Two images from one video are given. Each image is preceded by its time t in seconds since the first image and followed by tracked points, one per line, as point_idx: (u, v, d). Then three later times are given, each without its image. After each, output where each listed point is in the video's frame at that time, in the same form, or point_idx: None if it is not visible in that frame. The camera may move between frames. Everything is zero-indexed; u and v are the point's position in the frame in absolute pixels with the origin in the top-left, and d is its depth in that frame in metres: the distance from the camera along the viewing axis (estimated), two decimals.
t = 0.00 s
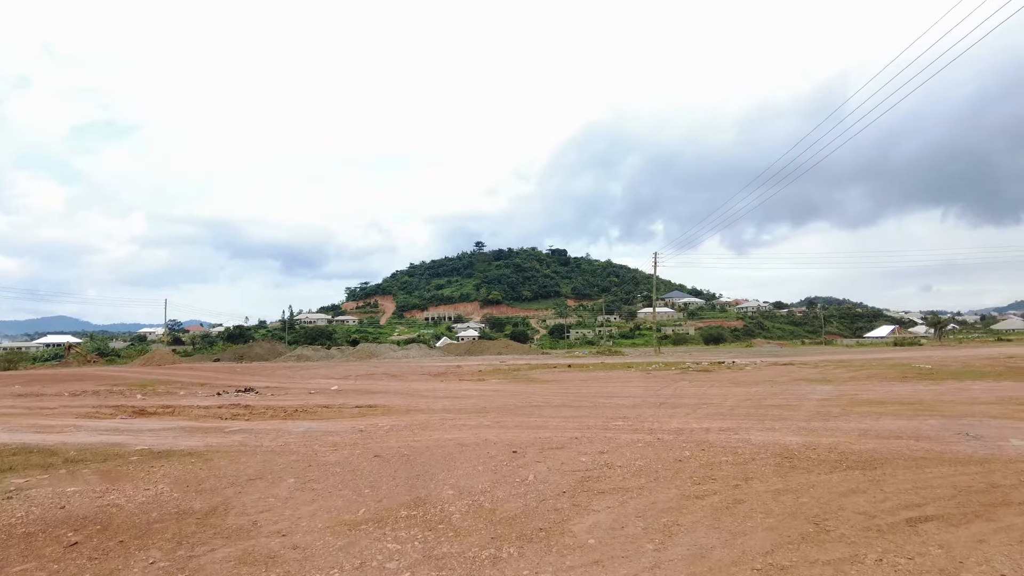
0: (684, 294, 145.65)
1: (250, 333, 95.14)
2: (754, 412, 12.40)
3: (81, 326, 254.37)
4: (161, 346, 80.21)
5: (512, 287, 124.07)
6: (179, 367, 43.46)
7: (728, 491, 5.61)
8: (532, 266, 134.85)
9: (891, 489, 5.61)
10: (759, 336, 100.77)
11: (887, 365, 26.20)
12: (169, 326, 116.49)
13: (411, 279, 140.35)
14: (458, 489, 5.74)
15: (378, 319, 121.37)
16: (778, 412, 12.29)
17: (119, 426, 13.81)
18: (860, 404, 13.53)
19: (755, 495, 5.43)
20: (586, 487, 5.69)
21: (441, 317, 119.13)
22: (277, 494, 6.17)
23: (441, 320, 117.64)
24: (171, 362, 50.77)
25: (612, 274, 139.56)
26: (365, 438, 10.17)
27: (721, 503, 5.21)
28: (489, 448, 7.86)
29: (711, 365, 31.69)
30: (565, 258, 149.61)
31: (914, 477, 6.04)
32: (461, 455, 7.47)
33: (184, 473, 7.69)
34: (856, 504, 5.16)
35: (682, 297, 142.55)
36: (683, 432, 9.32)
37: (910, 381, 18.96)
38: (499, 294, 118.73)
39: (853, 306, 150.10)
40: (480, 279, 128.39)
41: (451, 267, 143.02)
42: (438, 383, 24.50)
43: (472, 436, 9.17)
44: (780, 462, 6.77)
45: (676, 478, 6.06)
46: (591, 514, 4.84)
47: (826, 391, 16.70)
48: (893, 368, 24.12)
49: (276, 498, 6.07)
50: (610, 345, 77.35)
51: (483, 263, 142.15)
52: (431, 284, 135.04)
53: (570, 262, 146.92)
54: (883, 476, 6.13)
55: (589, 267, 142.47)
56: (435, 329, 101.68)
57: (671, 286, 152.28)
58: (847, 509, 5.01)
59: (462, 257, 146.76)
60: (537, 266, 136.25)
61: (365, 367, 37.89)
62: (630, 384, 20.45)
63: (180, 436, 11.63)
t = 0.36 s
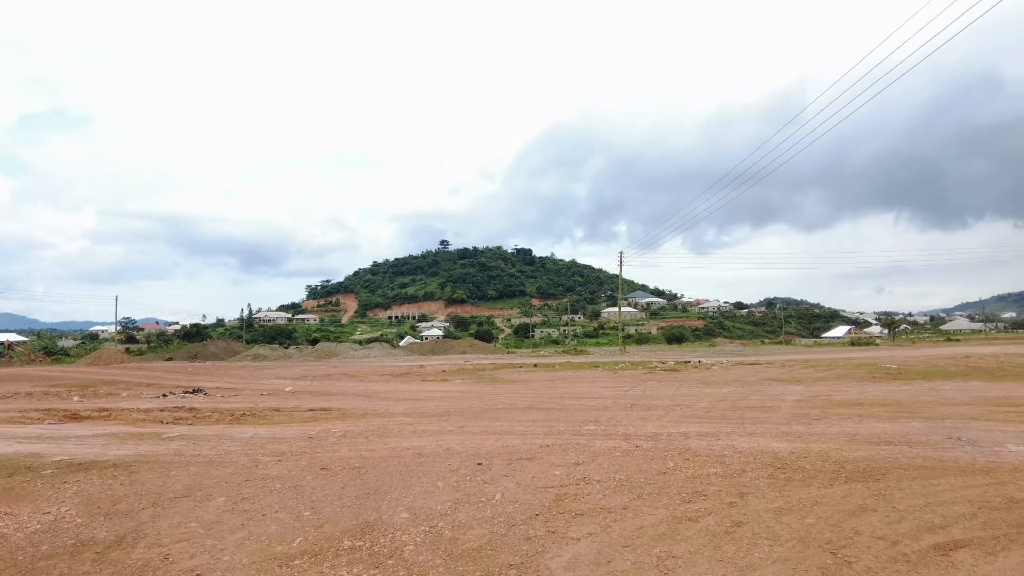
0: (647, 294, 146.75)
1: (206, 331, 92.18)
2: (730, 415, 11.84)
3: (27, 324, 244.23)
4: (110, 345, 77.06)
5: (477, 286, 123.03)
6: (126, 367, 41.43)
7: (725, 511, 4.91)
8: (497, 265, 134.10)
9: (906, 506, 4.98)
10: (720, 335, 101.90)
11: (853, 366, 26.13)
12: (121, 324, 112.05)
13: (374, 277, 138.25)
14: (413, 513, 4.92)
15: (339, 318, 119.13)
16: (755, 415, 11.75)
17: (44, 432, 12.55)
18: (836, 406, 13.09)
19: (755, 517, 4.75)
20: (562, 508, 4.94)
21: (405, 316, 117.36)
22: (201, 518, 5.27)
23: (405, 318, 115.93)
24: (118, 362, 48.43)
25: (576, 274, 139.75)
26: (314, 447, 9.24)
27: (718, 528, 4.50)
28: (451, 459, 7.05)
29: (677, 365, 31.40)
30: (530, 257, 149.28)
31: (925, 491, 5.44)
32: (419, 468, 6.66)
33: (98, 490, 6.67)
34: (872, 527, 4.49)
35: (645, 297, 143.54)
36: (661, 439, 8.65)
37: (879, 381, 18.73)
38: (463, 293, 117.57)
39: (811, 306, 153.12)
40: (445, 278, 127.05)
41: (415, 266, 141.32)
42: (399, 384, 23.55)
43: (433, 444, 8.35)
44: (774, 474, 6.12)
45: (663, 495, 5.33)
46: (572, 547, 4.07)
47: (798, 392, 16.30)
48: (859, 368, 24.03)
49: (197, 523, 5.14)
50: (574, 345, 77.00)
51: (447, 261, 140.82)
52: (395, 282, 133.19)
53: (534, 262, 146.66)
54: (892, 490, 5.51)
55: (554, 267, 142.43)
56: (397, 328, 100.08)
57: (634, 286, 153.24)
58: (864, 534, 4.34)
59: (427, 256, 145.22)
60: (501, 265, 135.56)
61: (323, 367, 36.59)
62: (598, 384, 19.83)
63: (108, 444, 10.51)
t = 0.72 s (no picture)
0: (616, 293, 147.32)
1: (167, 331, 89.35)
2: (723, 417, 11.23)
3: None
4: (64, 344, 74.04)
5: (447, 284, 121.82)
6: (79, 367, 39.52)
7: (758, 538, 4.20)
8: (467, 264, 133.07)
9: (962, 528, 4.33)
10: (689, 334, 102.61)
11: (830, 364, 25.96)
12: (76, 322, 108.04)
13: (342, 275, 136.03)
14: (390, 547, 4.09)
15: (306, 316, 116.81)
16: (748, 417, 11.16)
17: None
18: (828, 407, 12.59)
19: (797, 546, 4.04)
20: (569, 539, 4.16)
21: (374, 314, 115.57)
22: (131, 552, 4.37)
23: (374, 317, 114.16)
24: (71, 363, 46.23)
25: (547, 273, 139.54)
26: (276, 458, 8.32)
27: (758, 562, 3.77)
28: (429, 475, 6.24)
29: (652, 364, 30.97)
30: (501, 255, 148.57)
31: (972, 508, 4.81)
32: (395, 486, 5.83)
33: (15, 513, 5.68)
34: (936, 558, 3.82)
35: (615, 296, 144.01)
36: (658, 446, 7.95)
37: (862, 380, 18.45)
38: (433, 291, 116.29)
39: (777, 305, 155.43)
40: (415, 276, 125.54)
41: (384, 264, 139.43)
42: (369, 384, 22.60)
43: (408, 454, 7.51)
44: (797, 488, 5.45)
45: (682, 518, 4.60)
46: None
47: (784, 391, 15.82)
48: (837, 367, 23.85)
49: (127, 559, 4.24)
50: (545, 344, 76.53)
51: (417, 259, 139.26)
52: (363, 280, 131.22)
53: (505, 260, 146.00)
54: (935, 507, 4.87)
55: (525, 266, 142.03)
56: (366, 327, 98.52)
57: (604, 285, 153.68)
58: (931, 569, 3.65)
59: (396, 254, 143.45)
60: (472, 264, 134.58)
61: (289, 367, 35.33)
62: (576, 384, 19.15)
63: (43, 454, 9.42)
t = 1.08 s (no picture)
0: (585, 294, 147.60)
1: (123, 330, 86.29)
2: (706, 424, 10.64)
3: None
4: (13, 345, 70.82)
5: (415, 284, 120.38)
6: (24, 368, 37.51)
7: None
8: (435, 264, 131.82)
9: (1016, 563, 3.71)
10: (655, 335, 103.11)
11: (801, 365, 25.85)
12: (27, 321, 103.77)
13: (307, 274, 133.43)
14: None
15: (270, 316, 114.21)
16: (732, 424, 10.58)
17: None
18: (811, 411, 12.15)
19: None
20: None
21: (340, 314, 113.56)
22: None
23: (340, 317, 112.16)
24: (17, 365, 43.95)
25: (516, 273, 139.03)
26: (218, 474, 7.41)
27: None
28: (391, 498, 5.45)
29: (622, 365, 30.51)
30: (469, 255, 147.62)
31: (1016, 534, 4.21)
32: (350, 512, 5.02)
33: None
34: None
35: (583, 297, 144.29)
36: (645, 458, 7.27)
37: (838, 382, 18.15)
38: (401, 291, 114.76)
39: (742, 306, 157.58)
40: (382, 275, 123.79)
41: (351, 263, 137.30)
42: (331, 388, 21.58)
43: (368, 471, 6.69)
44: (811, 511, 4.81)
45: (688, 554, 3.89)
46: None
47: (762, 394, 15.37)
48: (809, 368, 23.65)
49: None
50: (513, 344, 75.90)
51: (384, 259, 137.35)
52: (329, 280, 128.87)
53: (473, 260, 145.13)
54: (974, 534, 4.26)
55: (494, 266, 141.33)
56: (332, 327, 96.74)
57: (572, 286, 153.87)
58: None
59: (363, 253, 141.44)
60: (440, 264, 133.37)
61: (247, 368, 33.95)
62: (548, 386, 18.46)
63: None
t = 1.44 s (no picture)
0: (558, 296, 147.35)
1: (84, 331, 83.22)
2: (712, 434, 9.88)
3: None
4: None
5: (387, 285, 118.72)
6: None
7: None
8: (409, 265, 130.32)
9: None
10: (628, 336, 103.26)
11: (786, 368, 25.41)
12: None
13: (278, 275, 130.80)
14: None
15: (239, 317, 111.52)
16: (739, 434, 9.84)
17: None
18: (815, 418, 11.52)
19: None
20: None
21: (311, 316, 111.36)
22: None
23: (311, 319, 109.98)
24: None
25: (489, 275, 138.23)
26: (171, 499, 6.41)
27: None
28: (378, 535, 4.55)
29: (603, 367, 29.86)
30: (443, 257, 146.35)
31: None
32: (329, 555, 4.12)
33: None
34: None
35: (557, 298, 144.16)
36: (660, 478, 6.46)
37: (831, 386, 17.62)
38: (373, 292, 113.04)
39: (713, 308, 158.99)
40: (354, 276, 121.91)
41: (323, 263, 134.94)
42: (301, 393, 20.45)
43: (345, 500, 5.76)
44: (885, 550, 4.04)
45: None
46: None
47: (758, 399, 14.70)
48: (795, 372, 23.18)
49: None
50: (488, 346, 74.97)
51: (357, 260, 135.30)
52: (300, 280, 126.45)
53: (447, 261, 143.87)
54: None
55: (467, 267, 140.25)
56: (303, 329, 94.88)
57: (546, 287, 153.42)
58: None
59: (335, 253, 139.23)
60: (413, 265, 131.90)
61: (212, 372, 32.52)
62: (532, 391, 17.60)
63: None
